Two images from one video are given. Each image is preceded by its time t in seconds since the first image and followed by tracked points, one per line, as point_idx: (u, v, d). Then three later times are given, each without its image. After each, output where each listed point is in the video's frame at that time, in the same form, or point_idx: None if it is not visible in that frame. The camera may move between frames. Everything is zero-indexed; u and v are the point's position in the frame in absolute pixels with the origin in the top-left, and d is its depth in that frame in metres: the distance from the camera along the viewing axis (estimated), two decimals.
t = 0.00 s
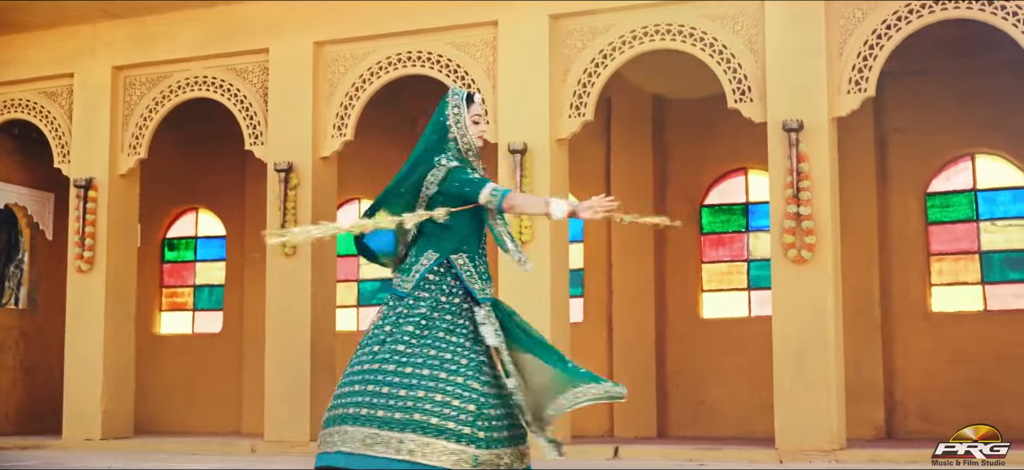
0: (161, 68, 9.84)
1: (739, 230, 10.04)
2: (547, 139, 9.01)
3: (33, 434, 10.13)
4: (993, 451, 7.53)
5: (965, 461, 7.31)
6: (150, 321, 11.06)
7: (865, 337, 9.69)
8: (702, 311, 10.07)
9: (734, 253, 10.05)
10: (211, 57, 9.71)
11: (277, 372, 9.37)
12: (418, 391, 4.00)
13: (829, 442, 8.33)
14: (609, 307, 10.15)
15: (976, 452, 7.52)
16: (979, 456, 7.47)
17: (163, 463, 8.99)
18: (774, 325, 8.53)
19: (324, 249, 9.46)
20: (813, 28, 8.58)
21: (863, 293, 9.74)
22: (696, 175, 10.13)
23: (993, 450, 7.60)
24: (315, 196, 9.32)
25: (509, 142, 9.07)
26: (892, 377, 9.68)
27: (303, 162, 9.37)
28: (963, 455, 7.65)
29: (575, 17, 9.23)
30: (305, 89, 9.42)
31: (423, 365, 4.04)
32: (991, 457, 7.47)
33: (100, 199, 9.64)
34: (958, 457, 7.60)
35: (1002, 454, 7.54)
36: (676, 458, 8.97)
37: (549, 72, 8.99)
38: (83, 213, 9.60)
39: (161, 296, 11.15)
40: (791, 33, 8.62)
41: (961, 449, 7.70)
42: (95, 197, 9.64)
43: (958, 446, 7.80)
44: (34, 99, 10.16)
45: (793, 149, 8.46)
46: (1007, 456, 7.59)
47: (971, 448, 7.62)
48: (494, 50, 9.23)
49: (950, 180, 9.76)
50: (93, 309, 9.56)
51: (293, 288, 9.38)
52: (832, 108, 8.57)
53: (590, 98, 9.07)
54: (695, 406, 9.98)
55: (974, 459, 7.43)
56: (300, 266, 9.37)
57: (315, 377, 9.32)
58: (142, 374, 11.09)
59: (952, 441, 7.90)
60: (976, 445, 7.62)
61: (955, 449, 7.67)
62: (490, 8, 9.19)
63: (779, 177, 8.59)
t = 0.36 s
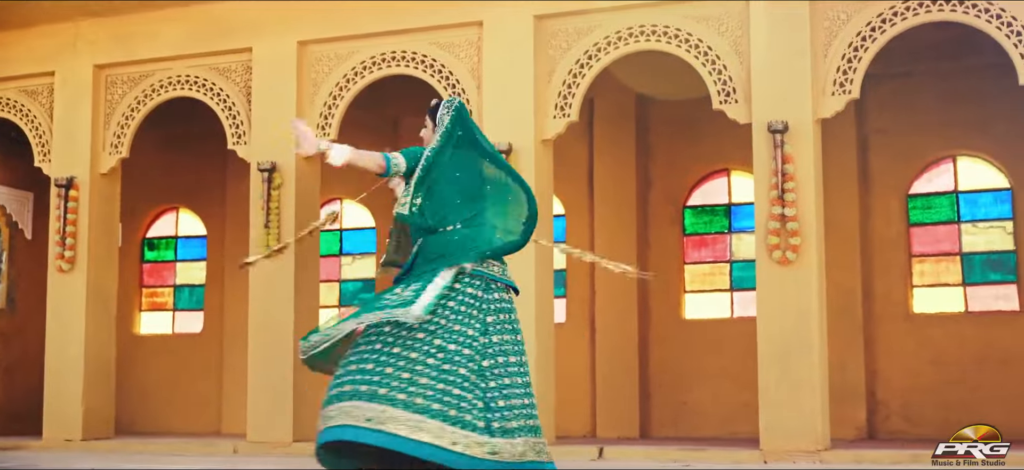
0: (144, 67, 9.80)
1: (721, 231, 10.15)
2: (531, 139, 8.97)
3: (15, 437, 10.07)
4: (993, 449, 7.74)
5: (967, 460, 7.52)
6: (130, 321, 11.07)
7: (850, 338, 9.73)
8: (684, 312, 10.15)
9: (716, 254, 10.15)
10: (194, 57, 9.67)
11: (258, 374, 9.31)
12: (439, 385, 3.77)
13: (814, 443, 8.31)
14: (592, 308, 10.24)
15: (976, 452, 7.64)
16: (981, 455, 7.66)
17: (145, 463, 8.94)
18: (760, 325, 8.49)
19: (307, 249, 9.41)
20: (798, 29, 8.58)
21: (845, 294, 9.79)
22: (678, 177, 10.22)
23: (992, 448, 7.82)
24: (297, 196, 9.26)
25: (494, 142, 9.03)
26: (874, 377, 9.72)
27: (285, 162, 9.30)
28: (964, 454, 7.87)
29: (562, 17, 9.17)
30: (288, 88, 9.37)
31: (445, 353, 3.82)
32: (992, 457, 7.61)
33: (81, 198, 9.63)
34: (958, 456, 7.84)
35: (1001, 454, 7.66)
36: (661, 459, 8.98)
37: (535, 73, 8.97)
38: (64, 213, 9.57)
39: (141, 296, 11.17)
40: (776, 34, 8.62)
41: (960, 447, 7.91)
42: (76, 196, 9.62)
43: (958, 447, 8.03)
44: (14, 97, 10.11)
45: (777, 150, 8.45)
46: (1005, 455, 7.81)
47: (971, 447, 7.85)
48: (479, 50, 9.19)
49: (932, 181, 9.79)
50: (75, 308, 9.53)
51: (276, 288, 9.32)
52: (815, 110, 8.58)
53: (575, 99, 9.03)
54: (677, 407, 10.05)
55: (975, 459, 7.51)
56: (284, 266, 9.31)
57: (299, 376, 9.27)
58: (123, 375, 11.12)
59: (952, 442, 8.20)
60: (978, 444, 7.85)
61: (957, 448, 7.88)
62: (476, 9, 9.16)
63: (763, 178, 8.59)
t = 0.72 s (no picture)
0: (127, 66, 9.77)
1: (705, 232, 10.16)
2: (517, 141, 8.84)
3: None
4: (993, 450, 7.68)
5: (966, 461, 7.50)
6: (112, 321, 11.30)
7: (834, 340, 9.78)
8: (669, 313, 10.17)
9: (700, 255, 10.17)
10: (178, 57, 9.64)
11: (242, 375, 9.27)
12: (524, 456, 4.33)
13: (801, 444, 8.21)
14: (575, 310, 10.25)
15: (976, 452, 7.66)
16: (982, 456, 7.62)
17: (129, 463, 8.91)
18: (745, 326, 8.38)
19: (292, 249, 9.37)
20: (785, 30, 8.43)
21: (830, 297, 9.83)
22: (663, 178, 10.24)
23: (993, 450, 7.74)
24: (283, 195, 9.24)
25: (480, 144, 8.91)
26: (857, 379, 9.76)
27: (271, 162, 9.27)
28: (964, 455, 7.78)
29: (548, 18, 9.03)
30: (273, 88, 9.32)
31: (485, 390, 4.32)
32: (992, 457, 7.60)
33: (63, 198, 9.58)
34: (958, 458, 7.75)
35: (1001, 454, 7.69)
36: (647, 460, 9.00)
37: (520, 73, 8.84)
38: (46, 212, 9.52)
39: (122, 296, 11.39)
40: (764, 34, 8.47)
41: (959, 448, 7.82)
42: (59, 196, 9.57)
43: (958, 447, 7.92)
44: None
45: (764, 152, 8.32)
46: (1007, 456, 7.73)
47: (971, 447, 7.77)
48: (465, 50, 9.10)
49: (915, 184, 9.82)
50: (56, 308, 9.47)
51: (260, 288, 9.26)
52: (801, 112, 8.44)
53: (560, 101, 8.90)
54: (662, 408, 10.08)
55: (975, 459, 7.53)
56: (268, 266, 9.26)
57: (284, 377, 9.23)
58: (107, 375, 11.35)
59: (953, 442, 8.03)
60: (977, 445, 7.78)
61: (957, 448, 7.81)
62: (463, 9, 9.07)
63: (750, 180, 8.45)
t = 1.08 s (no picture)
0: (114, 66, 9.72)
1: (692, 233, 10.19)
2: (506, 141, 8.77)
3: None
4: (993, 450, 7.59)
5: (966, 460, 7.40)
6: (97, 321, 11.39)
7: (821, 341, 9.79)
8: (656, 314, 10.19)
9: (687, 256, 10.19)
10: (165, 56, 9.59)
11: (228, 375, 9.21)
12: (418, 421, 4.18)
13: (789, 446, 8.14)
14: (562, 311, 10.27)
15: (976, 452, 7.57)
16: (981, 455, 7.53)
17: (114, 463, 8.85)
18: (734, 327, 8.30)
19: (279, 248, 9.32)
20: (774, 31, 8.36)
21: (817, 298, 9.85)
22: (650, 178, 10.26)
23: (993, 449, 7.66)
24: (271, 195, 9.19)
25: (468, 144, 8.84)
26: (844, 380, 9.77)
27: (259, 162, 9.23)
28: (965, 455, 7.69)
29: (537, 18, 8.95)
30: (260, 88, 9.27)
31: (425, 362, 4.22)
32: (992, 457, 7.51)
33: (49, 198, 9.52)
34: (959, 456, 7.68)
35: (1000, 453, 7.59)
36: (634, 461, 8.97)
37: (508, 74, 8.78)
38: (32, 212, 9.47)
39: (107, 296, 11.45)
40: (753, 35, 8.40)
41: (959, 447, 7.74)
42: (44, 196, 9.52)
43: (957, 446, 7.86)
44: None
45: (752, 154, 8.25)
46: (1006, 456, 7.62)
47: (971, 447, 7.69)
48: (453, 51, 9.02)
49: (901, 185, 9.85)
50: (41, 308, 9.43)
51: (246, 288, 9.21)
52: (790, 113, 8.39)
53: (549, 101, 8.83)
54: (649, 409, 10.09)
55: (974, 459, 7.43)
56: (256, 266, 9.19)
57: (271, 377, 9.18)
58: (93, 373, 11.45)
59: (953, 440, 8.06)
60: (976, 444, 7.70)
61: (956, 447, 7.73)
62: (451, 9, 8.99)
63: (739, 181, 8.39)
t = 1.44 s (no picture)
0: (100, 66, 9.69)
1: (679, 235, 10.20)
2: (494, 142, 8.74)
3: None
4: (992, 451, 8.05)
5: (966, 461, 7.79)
6: (82, 322, 11.42)
7: (808, 341, 9.81)
8: (642, 315, 10.20)
9: (674, 257, 10.21)
10: (152, 56, 9.56)
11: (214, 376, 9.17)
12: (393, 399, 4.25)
13: (777, 447, 8.10)
14: (549, 311, 10.28)
15: (977, 452, 7.98)
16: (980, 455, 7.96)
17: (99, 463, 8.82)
18: (722, 327, 8.27)
19: (266, 249, 9.28)
20: (761, 32, 8.33)
21: (804, 300, 9.86)
22: (637, 180, 10.27)
23: (991, 449, 8.11)
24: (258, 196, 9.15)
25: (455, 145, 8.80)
26: (830, 381, 9.80)
27: (246, 163, 9.19)
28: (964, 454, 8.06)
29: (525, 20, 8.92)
30: (248, 89, 9.26)
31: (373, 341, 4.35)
32: (992, 457, 7.94)
33: (35, 198, 9.50)
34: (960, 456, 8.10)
35: (1000, 453, 8.02)
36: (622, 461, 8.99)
37: (496, 75, 8.76)
38: (18, 212, 9.44)
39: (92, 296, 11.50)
40: (741, 36, 8.36)
41: (959, 449, 8.10)
42: (31, 196, 9.50)
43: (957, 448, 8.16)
44: None
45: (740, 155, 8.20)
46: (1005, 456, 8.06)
47: (971, 448, 8.08)
48: (441, 52, 9.00)
49: (887, 186, 9.88)
50: (27, 309, 9.40)
51: (234, 289, 9.18)
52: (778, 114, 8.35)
53: (538, 102, 8.80)
54: (635, 410, 10.10)
55: (974, 459, 7.85)
56: (244, 267, 9.17)
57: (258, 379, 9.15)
58: (78, 374, 11.46)
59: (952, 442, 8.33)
60: (976, 445, 8.10)
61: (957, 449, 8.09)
62: (439, 10, 8.97)
63: (727, 182, 8.35)
